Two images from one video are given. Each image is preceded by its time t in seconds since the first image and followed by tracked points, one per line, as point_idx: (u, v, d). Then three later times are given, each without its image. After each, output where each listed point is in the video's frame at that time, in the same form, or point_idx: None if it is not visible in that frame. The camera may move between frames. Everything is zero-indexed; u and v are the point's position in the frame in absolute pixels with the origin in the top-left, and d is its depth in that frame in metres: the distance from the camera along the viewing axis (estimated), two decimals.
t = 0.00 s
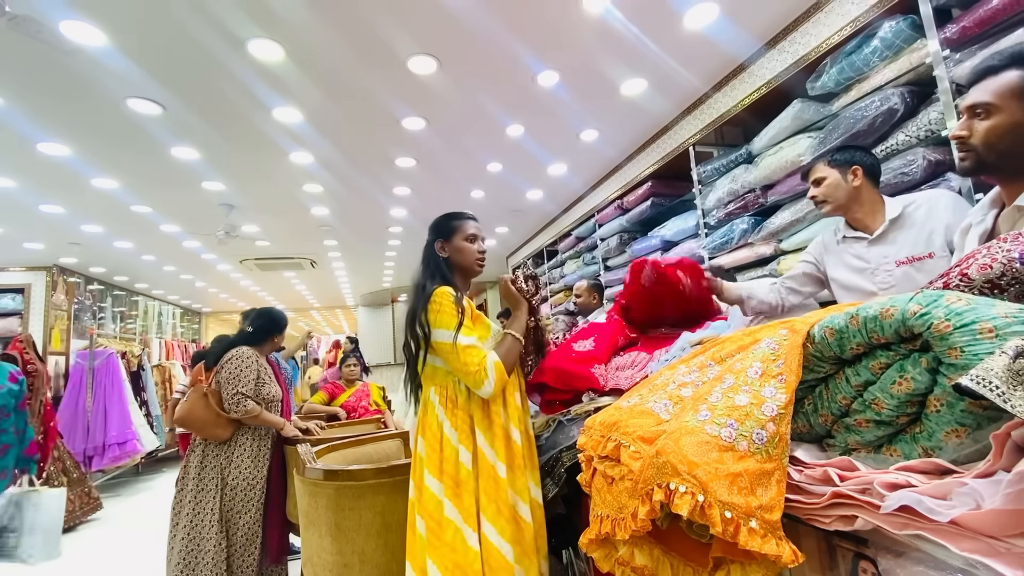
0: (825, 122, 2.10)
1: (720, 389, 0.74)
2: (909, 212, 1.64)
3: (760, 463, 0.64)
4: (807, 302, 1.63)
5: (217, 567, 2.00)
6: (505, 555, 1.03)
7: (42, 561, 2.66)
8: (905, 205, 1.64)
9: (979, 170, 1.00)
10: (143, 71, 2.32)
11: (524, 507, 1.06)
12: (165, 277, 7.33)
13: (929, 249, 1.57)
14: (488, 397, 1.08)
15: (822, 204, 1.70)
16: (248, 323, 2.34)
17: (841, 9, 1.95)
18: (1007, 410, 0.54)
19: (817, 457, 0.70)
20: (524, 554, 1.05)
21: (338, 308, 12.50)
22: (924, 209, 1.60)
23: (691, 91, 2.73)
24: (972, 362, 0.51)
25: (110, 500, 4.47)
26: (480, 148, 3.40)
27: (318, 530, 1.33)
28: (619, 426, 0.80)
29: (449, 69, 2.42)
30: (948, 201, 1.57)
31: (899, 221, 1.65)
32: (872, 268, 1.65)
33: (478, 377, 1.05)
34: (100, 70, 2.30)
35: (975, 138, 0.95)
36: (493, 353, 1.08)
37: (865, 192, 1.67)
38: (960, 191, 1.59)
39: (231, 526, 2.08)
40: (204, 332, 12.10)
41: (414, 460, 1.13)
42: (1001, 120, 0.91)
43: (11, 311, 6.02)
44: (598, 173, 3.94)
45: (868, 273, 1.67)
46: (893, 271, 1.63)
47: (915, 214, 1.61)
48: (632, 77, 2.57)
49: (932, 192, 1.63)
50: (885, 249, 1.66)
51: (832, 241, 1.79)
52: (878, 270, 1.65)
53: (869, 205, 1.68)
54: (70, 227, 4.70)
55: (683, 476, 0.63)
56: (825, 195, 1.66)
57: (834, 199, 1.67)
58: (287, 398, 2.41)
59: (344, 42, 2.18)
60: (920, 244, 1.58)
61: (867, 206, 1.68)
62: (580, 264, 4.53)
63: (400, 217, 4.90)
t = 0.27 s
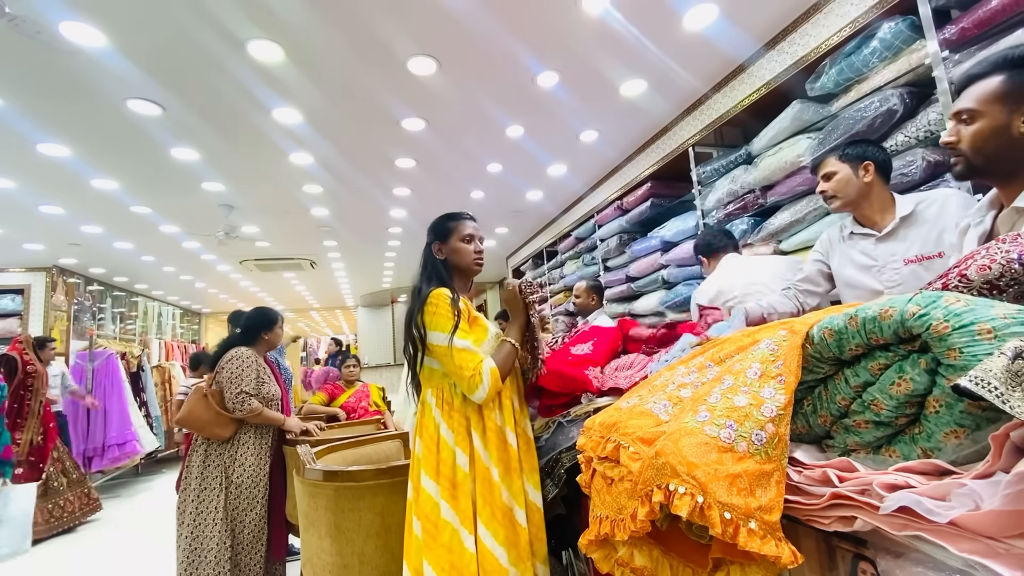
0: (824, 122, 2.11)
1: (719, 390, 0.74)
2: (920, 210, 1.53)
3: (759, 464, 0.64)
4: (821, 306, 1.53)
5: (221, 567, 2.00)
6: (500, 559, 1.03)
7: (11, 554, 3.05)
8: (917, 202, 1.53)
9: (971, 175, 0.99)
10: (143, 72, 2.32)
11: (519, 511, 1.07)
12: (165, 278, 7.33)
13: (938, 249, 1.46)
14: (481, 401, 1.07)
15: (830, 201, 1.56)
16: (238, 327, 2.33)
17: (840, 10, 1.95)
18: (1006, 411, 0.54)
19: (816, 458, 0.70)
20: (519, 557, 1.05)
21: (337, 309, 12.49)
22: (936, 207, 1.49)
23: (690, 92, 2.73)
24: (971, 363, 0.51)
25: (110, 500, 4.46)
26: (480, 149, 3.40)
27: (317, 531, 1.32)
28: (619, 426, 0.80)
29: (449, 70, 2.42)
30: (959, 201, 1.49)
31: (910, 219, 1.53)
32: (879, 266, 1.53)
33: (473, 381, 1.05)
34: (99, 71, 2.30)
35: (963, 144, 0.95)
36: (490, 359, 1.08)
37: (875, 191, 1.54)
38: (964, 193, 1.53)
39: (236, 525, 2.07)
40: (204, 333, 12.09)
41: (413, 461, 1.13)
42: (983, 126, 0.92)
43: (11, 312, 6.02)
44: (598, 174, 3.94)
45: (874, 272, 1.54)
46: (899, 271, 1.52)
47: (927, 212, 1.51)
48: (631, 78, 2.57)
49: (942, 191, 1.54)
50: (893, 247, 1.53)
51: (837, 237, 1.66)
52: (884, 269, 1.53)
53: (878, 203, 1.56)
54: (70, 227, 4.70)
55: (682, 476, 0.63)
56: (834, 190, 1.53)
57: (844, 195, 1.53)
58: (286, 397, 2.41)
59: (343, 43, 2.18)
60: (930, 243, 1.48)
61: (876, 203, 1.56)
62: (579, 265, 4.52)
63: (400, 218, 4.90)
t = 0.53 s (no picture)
0: (824, 123, 2.11)
1: (719, 390, 0.74)
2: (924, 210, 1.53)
3: (758, 465, 0.64)
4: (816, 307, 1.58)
5: (225, 566, 2.02)
6: (497, 563, 1.03)
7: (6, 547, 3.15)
8: (922, 202, 1.52)
9: (965, 179, 0.99)
10: (143, 73, 2.33)
11: (517, 516, 1.06)
12: (165, 279, 7.34)
13: (942, 249, 1.45)
14: (468, 409, 1.08)
15: (835, 197, 1.56)
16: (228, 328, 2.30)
17: (839, 11, 1.95)
18: (1004, 412, 0.54)
19: (814, 459, 0.70)
20: (517, 562, 1.04)
21: (337, 310, 12.49)
22: (941, 207, 1.49)
23: (690, 93, 2.73)
24: (970, 364, 0.51)
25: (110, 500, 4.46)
26: (480, 150, 3.40)
27: (317, 532, 1.32)
28: (618, 427, 0.80)
29: (449, 71, 2.43)
30: (964, 202, 1.49)
31: (914, 219, 1.53)
32: (882, 265, 1.53)
33: (460, 388, 1.05)
34: (99, 71, 2.30)
35: (955, 150, 0.95)
36: (481, 365, 1.08)
37: (880, 189, 1.55)
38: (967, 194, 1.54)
39: (238, 525, 2.08)
40: (204, 334, 12.09)
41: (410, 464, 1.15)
42: (970, 132, 0.92)
43: (10, 313, 6.02)
44: (597, 175, 3.95)
45: (877, 271, 1.53)
46: (902, 271, 1.51)
47: (931, 212, 1.50)
48: (631, 79, 2.58)
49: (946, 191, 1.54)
50: (897, 246, 1.53)
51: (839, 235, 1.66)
52: (887, 269, 1.53)
53: (882, 201, 1.56)
54: (70, 228, 4.70)
55: (681, 477, 0.63)
56: (840, 186, 1.53)
57: (849, 191, 1.53)
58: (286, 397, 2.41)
59: (343, 44, 2.18)
60: (934, 244, 1.47)
61: (880, 201, 1.56)
62: (579, 265, 4.52)
63: (400, 218, 4.90)
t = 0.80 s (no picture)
0: (824, 123, 2.11)
1: (719, 390, 0.74)
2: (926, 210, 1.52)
3: (758, 465, 0.64)
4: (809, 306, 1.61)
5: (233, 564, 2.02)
6: (496, 565, 1.02)
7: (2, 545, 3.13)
8: (924, 202, 1.51)
9: (965, 180, 0.99)
10: (143, 73, 2.33)
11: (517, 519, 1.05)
12: (165, 279, 7.34)
13: (942, 249, 1.45)
14: (465, 413, 1.08)
15: (839, 194, 1.55)
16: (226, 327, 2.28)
17: (839, 11, 1.95)
18: (1005, 412, 0.54)
19: (815, 459, 0.70)
20: (516, 564, 1.04)
21: (337, 310, 12.50)
22: (942, 208, 1.49)
23: (690, 93, 2.73)
24: (971, 364, 0.51)
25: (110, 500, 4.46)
26: (480, 150, 3.40)
27: (317, 531, 1.32)
28: (618, 427, 0.80)
29: (449, 71, 2.43)
30: (965, 202, 1.48)
31: (916, 219, 1.53)
32: (882, 265, 1.53)
33: (457, 392, 1.06)
34: (99, 72, 2.30)
35: (953, 152, 0.95)
36: (478, 369, 1.08)
37: (884, 188, 1.54)
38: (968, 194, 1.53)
39: (243, 524, 2.08)
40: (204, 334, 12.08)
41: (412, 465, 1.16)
42: (966, 134, 0.92)
43: (11, 312, 6.03)
44: (597, 175, 3.95)
45: (877, 270, 1.54)
46: (902, 270, 1.51)
47: (933, 212, 1.50)
48: (631, 79, 2.57)
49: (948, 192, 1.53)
50: (898, 246, 1.53)
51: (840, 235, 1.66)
52: (887, 269, 1.53)
53: (885, 200, 1.56)
54: (70, 228, 4.70)
55: (681, 477, 0.63)
56: (843, 183, 1.52)
57: (852, 189, 1.53)
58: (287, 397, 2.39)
59: (344, 44, 2.18)
60: (934, 244, 1.47)
61: (883, 201, 1.56)
62: (579, 265, 4.52)
63: (400, 218, 4.89)
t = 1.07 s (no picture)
0: (824, 123, 2.11)
1: (719, 390, 0.74)
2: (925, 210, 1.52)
3: (759, 465, 0.64)
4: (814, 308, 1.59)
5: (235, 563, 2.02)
6: (505, 564, 1.03)
7: None
8: (923, 203, 1.51)
9: (965, 180, 0.99)
10: (143, 72, 2.33)
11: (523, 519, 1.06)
12: (165, 278, 7.34)
13: (941, 250, 1.45)
14: (472, 414, 1.08)
15: (838, 194, 1.56)
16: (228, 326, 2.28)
17: (840, 11, 1.95)
18: (1006, 412, 0.54)
19: (815, 459, 0.70)
20: (522, 563, 1.04)
21: (338, 309, 12.51)
22: (942, 208, 1.48)
23: (690, 93, 2.73)
24: (972, 364, 0.51)
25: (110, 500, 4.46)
26: (480, 150, 3.40)
27: (318, 531, 1.32)
28: (619, 427, 0.80)
29: (449, 71, 2.43)
30: (965, 203, 1.48)
31: (915, 220, 1.52)
32: (881, 267, 1.53)
33: (464, 393, 1.06)
34: (100, 71, 2.30)
35: (954, 150, 0.95)
36: (485, 372, 1.07)
37: (883, 188, 1.54)
38: (968, 194, 1.53)
39: (247, 523, 2.08)
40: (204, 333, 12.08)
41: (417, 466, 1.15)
42: (968, 132, 0.92)
43: (11, 312, 6.03)
44: (597, 174, 3.95)
45: (877, 272, 1.54)
46: (901, 271, 1.51)
47: (932, 213, 1.49)
48: (631, 79, 2.57)
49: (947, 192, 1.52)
50: (897, 247, 1.53)
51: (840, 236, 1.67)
52: (887, 269, 1.53)
53: (884, 201, 1.56)
54: (70, 227, 4.70)
55: (682, 477, 0.63)
56: (842, 183, 1.52)
57: (851, 189, 1.53)
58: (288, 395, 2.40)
59: (345, 44, 2.19)
60: (933, 244, 1.46)
61: (881, 201, 1.56)
62: (580, 265, 4.52)
63: (400, 218, 4.89)
